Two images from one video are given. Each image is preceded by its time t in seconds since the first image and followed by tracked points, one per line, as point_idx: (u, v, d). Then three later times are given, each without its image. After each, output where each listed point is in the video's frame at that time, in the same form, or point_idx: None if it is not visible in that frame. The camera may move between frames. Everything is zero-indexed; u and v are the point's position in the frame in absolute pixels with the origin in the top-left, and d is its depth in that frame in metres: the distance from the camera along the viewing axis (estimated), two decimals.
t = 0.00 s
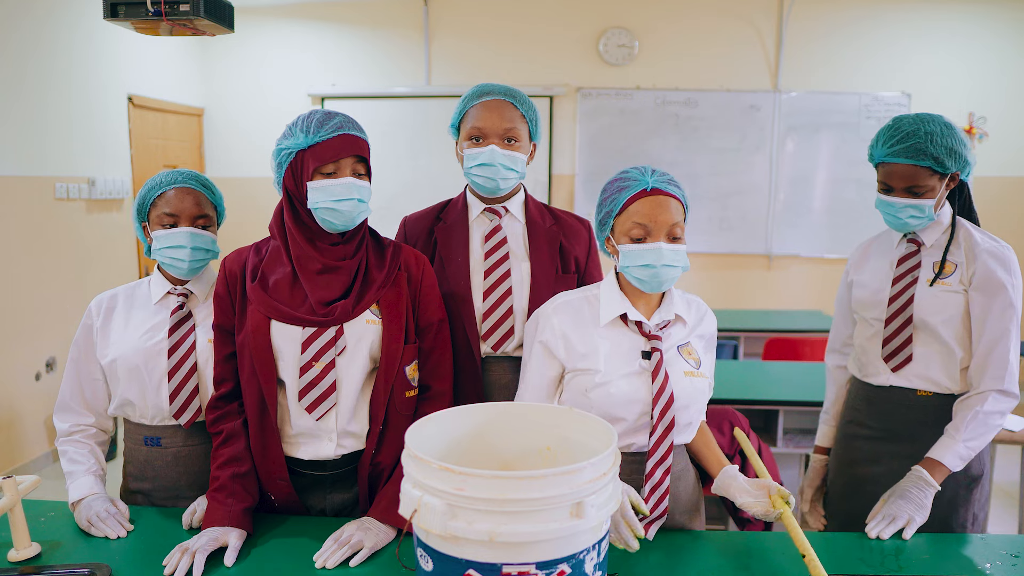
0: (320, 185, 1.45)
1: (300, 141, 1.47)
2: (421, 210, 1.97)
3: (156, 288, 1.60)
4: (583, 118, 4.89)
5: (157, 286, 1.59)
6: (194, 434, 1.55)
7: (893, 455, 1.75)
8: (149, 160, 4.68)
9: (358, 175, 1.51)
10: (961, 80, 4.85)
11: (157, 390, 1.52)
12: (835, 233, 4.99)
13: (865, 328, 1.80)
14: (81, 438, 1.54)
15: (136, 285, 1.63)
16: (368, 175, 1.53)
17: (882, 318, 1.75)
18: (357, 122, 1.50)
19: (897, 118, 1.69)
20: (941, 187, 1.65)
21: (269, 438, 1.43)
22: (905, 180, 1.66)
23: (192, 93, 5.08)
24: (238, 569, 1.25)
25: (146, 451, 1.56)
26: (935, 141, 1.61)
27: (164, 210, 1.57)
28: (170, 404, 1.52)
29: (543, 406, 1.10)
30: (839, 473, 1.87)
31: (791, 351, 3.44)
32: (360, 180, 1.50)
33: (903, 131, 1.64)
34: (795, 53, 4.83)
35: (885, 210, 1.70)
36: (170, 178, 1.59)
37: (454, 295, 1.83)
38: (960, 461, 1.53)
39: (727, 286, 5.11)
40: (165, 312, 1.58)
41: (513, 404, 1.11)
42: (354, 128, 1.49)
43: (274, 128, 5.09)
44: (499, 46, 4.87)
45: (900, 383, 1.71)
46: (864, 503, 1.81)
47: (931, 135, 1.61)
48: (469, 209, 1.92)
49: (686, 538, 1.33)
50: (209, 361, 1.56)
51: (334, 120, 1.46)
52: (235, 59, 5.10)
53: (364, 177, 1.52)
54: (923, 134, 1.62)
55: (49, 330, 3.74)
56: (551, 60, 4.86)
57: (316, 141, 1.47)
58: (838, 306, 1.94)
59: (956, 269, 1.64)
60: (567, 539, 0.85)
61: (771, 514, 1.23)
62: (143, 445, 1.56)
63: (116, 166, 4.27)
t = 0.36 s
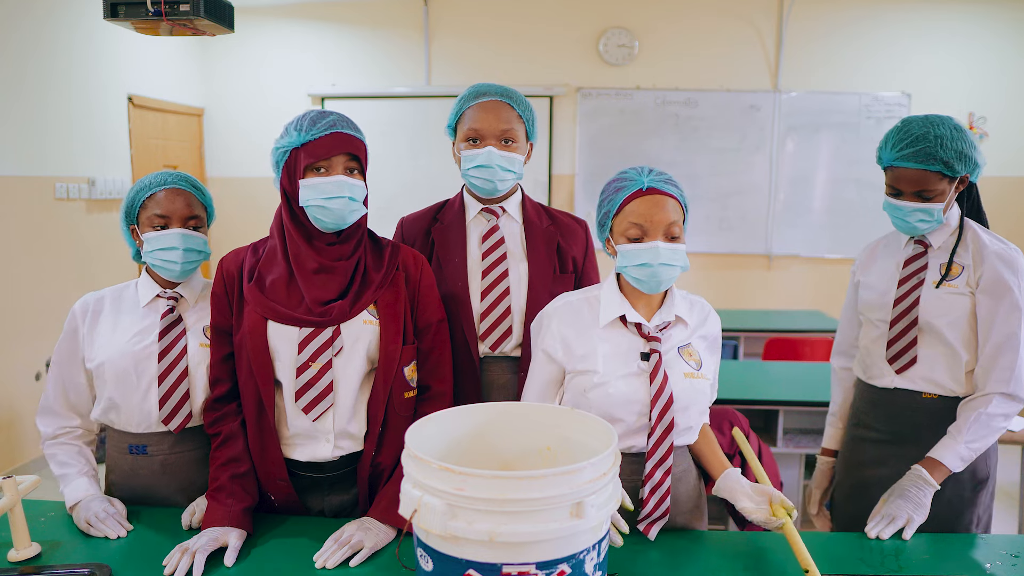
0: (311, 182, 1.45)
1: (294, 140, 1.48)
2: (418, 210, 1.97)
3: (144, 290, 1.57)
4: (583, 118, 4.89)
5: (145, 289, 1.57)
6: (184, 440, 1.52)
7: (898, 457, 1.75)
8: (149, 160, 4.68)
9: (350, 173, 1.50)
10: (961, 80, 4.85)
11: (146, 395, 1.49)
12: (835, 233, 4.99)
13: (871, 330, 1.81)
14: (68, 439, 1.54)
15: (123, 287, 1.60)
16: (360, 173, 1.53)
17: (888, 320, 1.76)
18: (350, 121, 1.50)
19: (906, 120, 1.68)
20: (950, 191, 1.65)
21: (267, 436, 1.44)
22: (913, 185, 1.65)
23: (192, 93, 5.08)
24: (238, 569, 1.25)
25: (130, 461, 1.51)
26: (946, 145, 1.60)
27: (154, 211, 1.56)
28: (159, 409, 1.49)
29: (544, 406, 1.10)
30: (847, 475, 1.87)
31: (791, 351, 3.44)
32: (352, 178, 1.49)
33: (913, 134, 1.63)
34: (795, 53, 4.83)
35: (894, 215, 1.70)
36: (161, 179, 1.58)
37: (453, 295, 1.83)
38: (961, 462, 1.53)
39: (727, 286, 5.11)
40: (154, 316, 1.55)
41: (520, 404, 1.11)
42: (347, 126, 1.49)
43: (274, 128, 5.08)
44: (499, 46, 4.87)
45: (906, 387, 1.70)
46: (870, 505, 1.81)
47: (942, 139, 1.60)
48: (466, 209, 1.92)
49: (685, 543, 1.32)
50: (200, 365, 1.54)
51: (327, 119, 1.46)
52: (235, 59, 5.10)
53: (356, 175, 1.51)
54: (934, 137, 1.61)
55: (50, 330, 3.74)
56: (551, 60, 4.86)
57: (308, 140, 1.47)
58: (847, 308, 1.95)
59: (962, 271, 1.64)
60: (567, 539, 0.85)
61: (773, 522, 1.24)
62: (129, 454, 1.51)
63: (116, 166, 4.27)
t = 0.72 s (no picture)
0: (306, 181, 1.46)
1: (288, 140, 1.48)
2: (417, 210, 1.96)
3: (132, 296, 1.56)
4: (583, 118, 4.89)
5: (134, 292, 1.56)
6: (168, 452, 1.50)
7: (896, 458, 1.75)
8: (149, 160, 4.68)
9: (344, 172, 1.50)
10: (961, 80, 4.85)
11: (131, 405, 1.48)
12: (834, 233, 4.99)
13: (867, 332, 1.80)
14: (60, 440, 1.53)
15: (110, 289, 1.59)
16: (354, 172, 1.53)
17: (886, 322, 1.74)
18: (344, 120, 1.49)
19: (902, 118, 1.68)
20: (946, 190, 1.66)
21: (263, 437, 1.44)
22: (911, 184, 1.65)
23: (192, 93, 5.07)
24: (238, 569, 1.24)
25: (117, 469, 1.51)
26: (943, 142, 1.60)
27: (146, 212, 1.55)
28: (143, 421, 1.47)
29: (544, 406, 1.10)
30: (844, 478, 1.88)
31: (791, 351, 3.44)
32: (346, 177, 1.49)
33: (910, 132, 1.63)
34: (795, 53, 4.83)
35: (890, 213, 1.70)
36: (151, 180, 1.57)
37: (453, 296, 1.84)
38: (955, 460, 1.54)
39: (727, 286, 5.11)
40: (141, 323, 1.54)
41: (523, 404, 1.11)
42: (342, 125, 1.49)
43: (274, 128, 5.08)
44: (499, 46, 4.87)
45: (904, 389, 1.70)
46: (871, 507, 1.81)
47: (939, 137, 1.60)
48: (465, 209, 1.92)
49: (685, 545, 1.31)
50: (188, 379, 1.51)
51: (321, 118, 1.46)
52: (235, 59, 5.10)
53: (350, 174, 1.51)
54: (931, 136, 1.61)
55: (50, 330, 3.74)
56: (551, 60, 4.86)
57: (302, 139, 1.47)
58: (837, 309, 1.93)
59: (960, 271, 1.64)
60: (568, 539, 0.85)
61: (776, 527, 1.23)
62: (115, 463, 1.51)
63: (116, 166, 4.27)
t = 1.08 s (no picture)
0: (298, 180, 1.45)
1: (283, 139, 1.48)
2: (416, 210, 1.96)
3: (128, 298, 1.55)
4: (583, 118, 4.90)
5: (128, 297, 1.55)
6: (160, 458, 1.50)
7: (887, 458, 1.76)
8: (149, 160, 4.67)
9: (337, 172, 1.50)
10: (961, 80, 4.85)
11: (122, 410, 1.47)
12: (834, 233, 4.99)
13: (859, 331, 1.79)
14: (51, 436, 1.53)
15: (106, 292, 1.58)
16: (348, 172, 1.53)
17: (878, 322, 1.74)
18: (338, 119, 1.49)
19: (900, 117, 1.67)
20: (943, 190, 1.65)
21: (260, 439, 1.44)
22: (910, 183, 1.65)
23: (192, 93, 5.07)
24: (238, 569, 1.25)
25: (110, 474, 1.51)
26: (942, 143, 1.59)
27: (139, 210, 1.54)
28: (134, 427, 1.46)
29: (543, 406, 1.10)
30: (838, 478, 1.88)
31: (791, 351, 3.44)
32: (339, 177, 1.49)
33: (909, 132, 1.62)
34: (795, 53, 4.83)
35: (886, 212, 1.70)
36: (145, 177, 1.57)
37: (452, 296, 1.84)
38: (947, 458, 1.54)
39: (727, 286, 5.11)
40: (135, 328, 1.53)
41: (522, 404, 1.11)
42: (336, 125, 1.49)
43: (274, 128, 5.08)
44: (499, 46, 4.87)
45: (896, 389, 1.70)
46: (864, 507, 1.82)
47: (939, 137, 1.59)
48: (464, 209, 1.92)
49: (687, 548, 1.30)
50: (180, 386, 1.50)
51: (315, 117, 1.46)
52: (235, 59, 5.10)
53: (343, 174, 1.51)
54: (931, 136, 1.60)
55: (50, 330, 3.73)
56: (551, 60, 4.87)
57: (296, 138, 1.47)
58: (829, 309, 1.93)
59: (954, 272, 1.64)
60: (568, 539, 0.85)
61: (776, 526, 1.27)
62: (107, 468, 1.51)
63: (116, 166, 4.27)
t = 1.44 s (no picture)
0: (297, 180, 1.45)
1: (282, 139, 1.48)
2: (419, 211, 1.97)
3: (128, 298, 1.54)
4: (583, 118, 4.90)
5: (128, 296, 1.54)
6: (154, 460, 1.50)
7: (879, 458, 1.76)
8: (149, 160, 4.67)
9: (335, 172, 1.50)
10: (961, 80, 4.85)
11: (118, 412, 1.48)
12: (834, 233, 4.99)
13: (853, 329, 1.80)
14: (41, 419, 1.58)
15: (109, 289, 1.58)
16: (346, 171, 1.52)
17: (870, 320, 1.75)
18: (336, 119, 1.49)
19: (906, 116, 1.67)
20: (944, 190, 1.66)
21: (260, 440, 1.44)
22: (912, 181, 1.64)
23: (192, 93, 5.07)
24: (238, 569, 1.24)
25: (105, 473, 1.52)
26: (947, 142, 1.60)
27: (139, 217, 1.53)
28: (128, 429, 1.46)
29: (546, 406, 1.10)
30: (831, 476, 1.89)
31: (791, 351, 3.44)
32: (337, 177, 1.49)
33: (915, 130, 1.62)
34: (795, 53, 4.83)
35: (886, 209, 1.70)
36: (146, 183, 1.55)
37: (452, 295, 1.84)
38: (944, 461, 1.54)
39: (727, 286, 5.11)
40: (134, 329, 1.53)
41: (521, 403, 1.11)
42: (335, 125, 1.49)
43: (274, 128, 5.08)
44: (499, 46, 4.87)
45: (885, 388, 1.71)
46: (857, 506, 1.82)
47: (944, 136, 1.59)
48: (466, 209, 1.92)
49: (690, 548, 1.30)
50: (175, 390, 1.49)
51: (313, 117, 1.46)
52: (235, 59, 5.09)
53: (341, 174, 1.51)
54: (936, 134, 1.60)
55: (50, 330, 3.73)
56: (551, 60, 4.87)
57: (295, 138, 1.46)
58: (826, 306, 1.92)
59: (949, 273, 1.64)
60: (568, 539, 0.84)
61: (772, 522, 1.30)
62: (103, 467, 1.52)
63: (116, 166, 4.27)
